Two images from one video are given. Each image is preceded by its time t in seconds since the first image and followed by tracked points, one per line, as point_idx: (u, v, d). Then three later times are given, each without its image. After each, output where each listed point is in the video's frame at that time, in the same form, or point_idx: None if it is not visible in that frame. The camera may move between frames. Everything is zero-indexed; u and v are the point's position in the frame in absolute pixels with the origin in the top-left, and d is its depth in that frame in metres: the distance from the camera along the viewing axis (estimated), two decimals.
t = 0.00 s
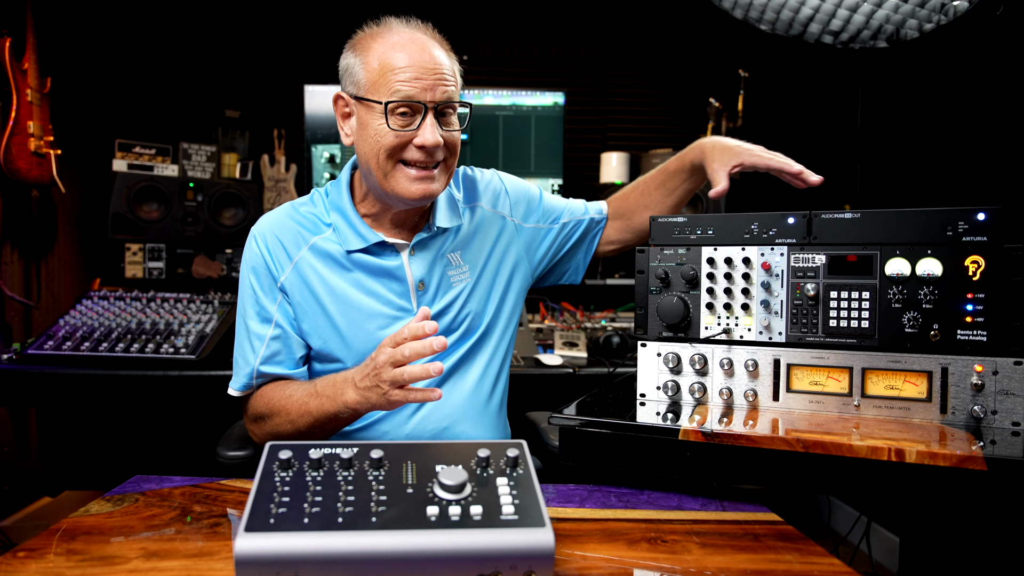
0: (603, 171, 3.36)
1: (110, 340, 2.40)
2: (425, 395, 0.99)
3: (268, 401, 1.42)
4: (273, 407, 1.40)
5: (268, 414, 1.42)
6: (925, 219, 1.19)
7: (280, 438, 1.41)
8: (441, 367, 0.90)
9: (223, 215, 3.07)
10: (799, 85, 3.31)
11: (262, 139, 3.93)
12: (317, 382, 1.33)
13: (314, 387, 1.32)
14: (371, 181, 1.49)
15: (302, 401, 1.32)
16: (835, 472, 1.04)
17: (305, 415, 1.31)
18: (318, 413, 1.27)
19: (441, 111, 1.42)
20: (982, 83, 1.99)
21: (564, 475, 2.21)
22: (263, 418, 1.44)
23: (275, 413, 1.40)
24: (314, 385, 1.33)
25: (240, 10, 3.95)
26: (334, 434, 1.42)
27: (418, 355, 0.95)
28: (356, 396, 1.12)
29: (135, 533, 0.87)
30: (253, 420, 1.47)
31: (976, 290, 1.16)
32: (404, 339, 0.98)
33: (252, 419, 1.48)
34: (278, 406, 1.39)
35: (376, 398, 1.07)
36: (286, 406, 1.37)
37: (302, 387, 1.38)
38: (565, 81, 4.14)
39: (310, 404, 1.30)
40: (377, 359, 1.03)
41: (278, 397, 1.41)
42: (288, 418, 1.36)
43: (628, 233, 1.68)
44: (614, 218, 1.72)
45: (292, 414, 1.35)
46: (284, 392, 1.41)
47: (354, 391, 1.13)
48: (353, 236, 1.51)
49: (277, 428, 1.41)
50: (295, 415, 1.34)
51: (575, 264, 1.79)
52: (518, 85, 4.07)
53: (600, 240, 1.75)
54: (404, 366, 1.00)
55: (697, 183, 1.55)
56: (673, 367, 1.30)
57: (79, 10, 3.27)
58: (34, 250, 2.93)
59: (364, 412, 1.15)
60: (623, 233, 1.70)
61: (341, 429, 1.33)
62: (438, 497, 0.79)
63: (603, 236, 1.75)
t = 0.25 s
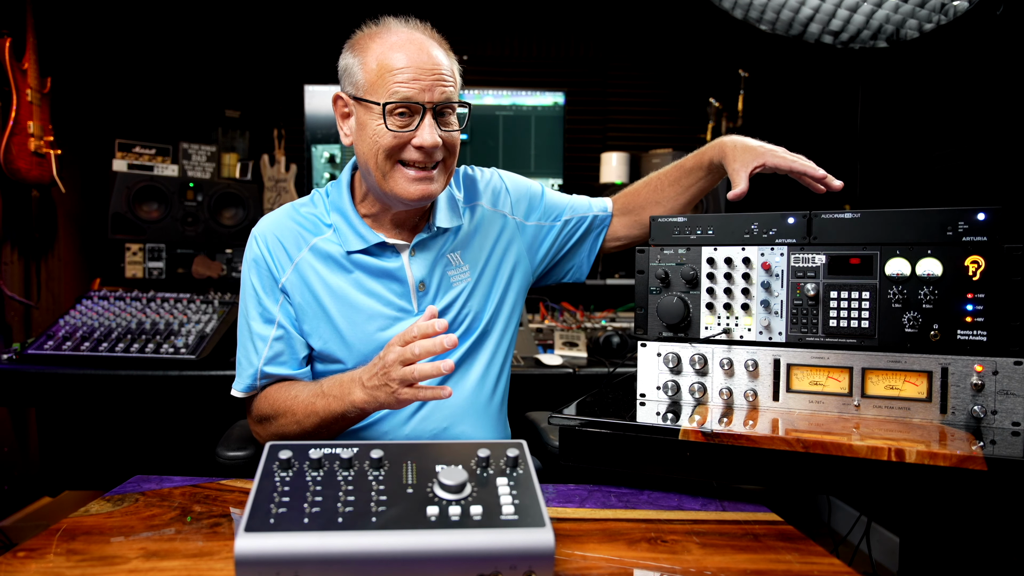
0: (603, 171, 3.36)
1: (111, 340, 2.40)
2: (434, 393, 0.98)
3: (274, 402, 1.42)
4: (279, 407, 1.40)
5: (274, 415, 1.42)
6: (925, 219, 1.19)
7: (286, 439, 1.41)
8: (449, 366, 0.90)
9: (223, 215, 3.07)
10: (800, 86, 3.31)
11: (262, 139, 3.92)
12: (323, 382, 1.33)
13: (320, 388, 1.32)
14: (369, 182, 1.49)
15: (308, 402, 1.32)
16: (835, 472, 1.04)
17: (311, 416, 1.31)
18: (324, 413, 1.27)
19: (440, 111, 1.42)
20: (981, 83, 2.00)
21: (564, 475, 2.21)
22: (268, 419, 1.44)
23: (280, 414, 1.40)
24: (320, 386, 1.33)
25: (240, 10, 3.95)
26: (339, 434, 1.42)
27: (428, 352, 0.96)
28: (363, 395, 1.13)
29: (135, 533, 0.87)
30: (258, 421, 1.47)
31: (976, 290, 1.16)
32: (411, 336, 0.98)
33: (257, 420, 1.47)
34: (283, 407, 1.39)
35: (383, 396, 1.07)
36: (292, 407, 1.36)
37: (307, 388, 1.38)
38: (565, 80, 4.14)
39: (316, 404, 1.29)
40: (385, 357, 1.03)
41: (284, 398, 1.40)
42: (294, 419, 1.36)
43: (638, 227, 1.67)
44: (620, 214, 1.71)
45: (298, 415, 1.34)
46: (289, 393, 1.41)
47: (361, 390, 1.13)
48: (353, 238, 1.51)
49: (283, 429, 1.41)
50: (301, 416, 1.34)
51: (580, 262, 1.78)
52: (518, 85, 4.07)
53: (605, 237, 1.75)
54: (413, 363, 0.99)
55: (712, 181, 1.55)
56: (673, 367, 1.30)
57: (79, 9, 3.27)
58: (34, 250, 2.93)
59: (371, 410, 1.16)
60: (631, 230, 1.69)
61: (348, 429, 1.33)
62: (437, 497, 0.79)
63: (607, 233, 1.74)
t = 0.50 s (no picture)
0: (603, 171, 3.36)
1: (110, 340, 2.40)
2: (436, 391, 0.98)
3: (273, 400, 1.42)
4: (278, 405, 1.40)
5: (274, 413, 1.42)
6: (925, 219, 1.19)
7: (285, 437, 1.41)
8: (452, 364, 0.89)
9: (223, 215, 3.07)
10: (800, 86, 3.31)
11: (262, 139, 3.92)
12: (323, 381, 1.33)
13: (320, 386, 1.32)
14: (372, 179, 1.49)
15: (307, 400, 1.32)
16: (835, 472, 1.04)
17: (311, 414, 1.31)
18: (324, 411, 1.27)
19: (443, 108, 1.42)
20: (981, 83, 2.00)
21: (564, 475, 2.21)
22: (268, 416, 1.44)
23: (280, 412, 1.40)
24: (320, 384, 1.33)
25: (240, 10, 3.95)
26: (338, 433, 1.42)
27: (429, 351, 0.96)
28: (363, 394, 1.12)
29: (135, 533, 0.87)
30: (257, 419, 1.47)
31: (976, 290, 1.16)
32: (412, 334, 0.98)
33: (256, 418, 1.47)
34: (283, 405, 1.39)
35: (385, 396, 1.07)
36: (292, 404, 1.36)
37: (308, 386, 1.38)
38: (565, 81, 4.14)
39: (316, 402, 1.29)
40: (387, 356, 1.03)
41: (284, 396, 1.41)
42: (293, 417, 1.36)
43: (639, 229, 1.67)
44: (621, 216, 1.71)
45: (298, 413, 1.34)
46: (289, 391, 1.41)
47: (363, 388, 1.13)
48: (354, 236, 1.51)
49: (282, 427, 1.41)
50: (300, 413, 1.34)
51: (580, 263, 1.78)
52: (518, 85, 4.07)
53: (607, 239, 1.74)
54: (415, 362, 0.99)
55: (712, 183, 1.55)
56: (673, 367, 1.30)
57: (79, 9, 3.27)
58: (34, 250, 2.93)
59: (372, 409, 1.16)
60: (632, 231, 1.69)
61: (347, 427, 1.33)
62: (437, 497, 0.79)
63: (609, 234, 1.73)
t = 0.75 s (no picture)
0: (603, 170, 3.36)
1: (111, 340, 2.40)
2: (439, 382, 0.98)
3: (274, 393, 1.42)
4: (279, 398, 1.40)
5: (275, 405, 1.41)
6: (925, 219, 1.19)
7: (285, 430, 1.40)
8: (455, 355, 0.90)
9: (223, 215, 3.07)
10: (800, 85, 3.31)
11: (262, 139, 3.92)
12: (324, 374, 1.33)
13: (322, 379, 1.32)
14: (381, 170, 1.49)
15: (309, 392, 1.32)
16: (835, 473, 1.04)
17: (312, 407, 1.31)
18: (325, 404, 1.27)
19: (451, 97, 1.42)
20: (981, 83, 2.00)
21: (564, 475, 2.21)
22: (268, 409, 1.44)
23: (280, 404, 1.40)
24: (322, 377, 1.33)
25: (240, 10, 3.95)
26: (336, 428, 1.42)
27: (432, 342, 0.96)
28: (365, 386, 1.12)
29: (135, 533, 0.87)
30: (257, 412, 1.47)
31: (975, 290, 1.16)
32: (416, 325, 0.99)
33: (256, 411, 1.47)
34: (284, 398, 1.39)
35: (387, 388, 1.07)
36: (293, 397, 1.36)
37: (309, 378, 1.38)
38: (565, 81, 4.14)
39: (317, 395, 1.29)
40: (389, 348, 1.03)
41: (285, 388, 1.41)
42: (293, 409, 1.35)
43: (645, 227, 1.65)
44: (627, 216, 1.69)
45: (299, 406, 1.34)
46: (291, 384, 1.41)
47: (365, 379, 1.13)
48: (360, 229, 1.52)
49: (282, 420, 1.40)
50: (301, 405, 1.34)
51: (585, 263, 1.77)
52: (518, 86, 4.07)
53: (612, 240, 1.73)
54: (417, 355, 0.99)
55: (718, 181, 1.53)
56: (673, 367, 1.30)
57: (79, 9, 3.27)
58: (34, 250, 2.93)
59: (373, 402, 1.15)
60: (639, 231, 1.67)
61: (348, 420, 1.32)
62: (438, 497, 0.79)
63: (614, 234, 1.72)
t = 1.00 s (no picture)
0: (604, 170, 3.36)
1: (111, 340, 2.40)
2: (442, 388, 0.97)
3: (280, 391, 1.43)
4: (285, 396, 1.41)
5: (280, 403, 1.42)
6: (925, 219, 1.19)
7: (290, 428, 1.41)
8: (460, 360, 0.89)
9: (223, 215, 3.07)
10: (799, 85, 3.31)
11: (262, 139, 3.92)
12: (330, 373, 1.33)
13: (327, 379, 1.32)
14: (412, 174, 1.48)
15: (314, 392, 1.32)
16: (835, 473, 1.04)
17: (316, 407, 1.31)
18: (330, 404, 1.27)
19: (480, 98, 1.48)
20: (981, 83, 2.00)
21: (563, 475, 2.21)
22: (273, 407, 1.44)
23: (285, 402, 1.40)
24: (327, 376, 1.33)
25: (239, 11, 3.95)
26: (341, 427, 1.42)
27: (437, 346, 0.95)
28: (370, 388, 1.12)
29: (135, 533, 0.87)
30: (262, 409, 1.48)
31: (976, 290, 1.16)
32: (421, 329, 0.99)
33: (262, 408, 1.48)
34: (289, 396, 1.39)
35: (392, 390, 1.07)
36: (298, 396, 1.37)
37: (314, 378, 1.38)
38: (565, 81, 4.14)
39: (322, 395, 1.29)
40: (394, 350, 1.03)
41: (290, 387, 1.41)
42: (298, 408, 1.36)
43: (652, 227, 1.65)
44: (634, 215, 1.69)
45: (304, 405, 1.35)
46: (296, 382, 1.41)
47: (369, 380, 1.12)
48: (368, 228, 1.52)
49: (287, 418, 1.41)
50: (306, 404, 1.34)
51: (592, 262, 1.77)
52: (518, 86, 4.07)
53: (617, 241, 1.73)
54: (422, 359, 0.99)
55: (727, 180, 1.54)
56: (673, 367, 1.30)
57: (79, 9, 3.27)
58: (34, 250, 2.93)
59: (377, 403, 1.15)
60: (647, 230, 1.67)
61: (352, 420, 1.33)
62: (437, 497, 0.79)
63: (622, 233, 1.71)
